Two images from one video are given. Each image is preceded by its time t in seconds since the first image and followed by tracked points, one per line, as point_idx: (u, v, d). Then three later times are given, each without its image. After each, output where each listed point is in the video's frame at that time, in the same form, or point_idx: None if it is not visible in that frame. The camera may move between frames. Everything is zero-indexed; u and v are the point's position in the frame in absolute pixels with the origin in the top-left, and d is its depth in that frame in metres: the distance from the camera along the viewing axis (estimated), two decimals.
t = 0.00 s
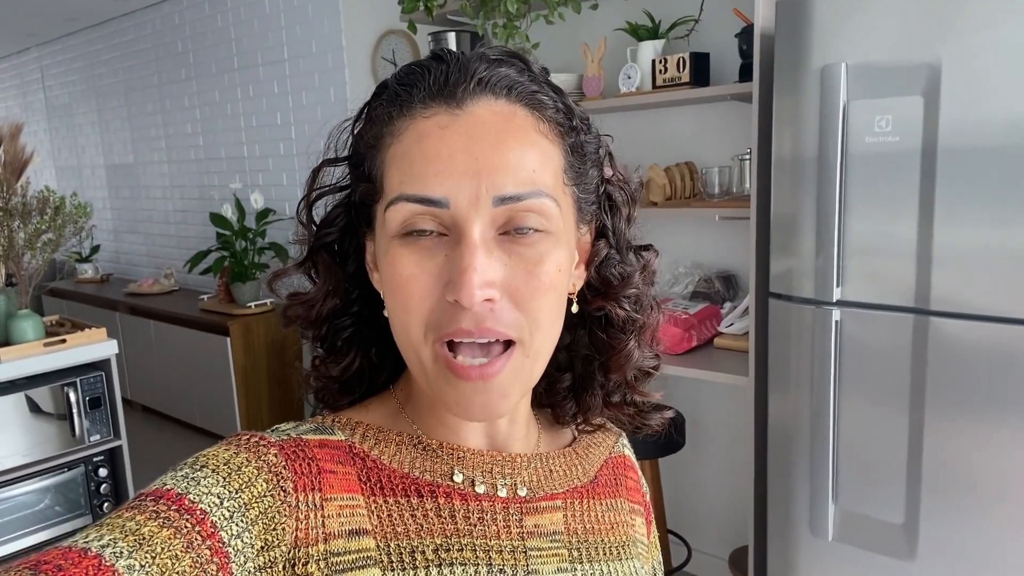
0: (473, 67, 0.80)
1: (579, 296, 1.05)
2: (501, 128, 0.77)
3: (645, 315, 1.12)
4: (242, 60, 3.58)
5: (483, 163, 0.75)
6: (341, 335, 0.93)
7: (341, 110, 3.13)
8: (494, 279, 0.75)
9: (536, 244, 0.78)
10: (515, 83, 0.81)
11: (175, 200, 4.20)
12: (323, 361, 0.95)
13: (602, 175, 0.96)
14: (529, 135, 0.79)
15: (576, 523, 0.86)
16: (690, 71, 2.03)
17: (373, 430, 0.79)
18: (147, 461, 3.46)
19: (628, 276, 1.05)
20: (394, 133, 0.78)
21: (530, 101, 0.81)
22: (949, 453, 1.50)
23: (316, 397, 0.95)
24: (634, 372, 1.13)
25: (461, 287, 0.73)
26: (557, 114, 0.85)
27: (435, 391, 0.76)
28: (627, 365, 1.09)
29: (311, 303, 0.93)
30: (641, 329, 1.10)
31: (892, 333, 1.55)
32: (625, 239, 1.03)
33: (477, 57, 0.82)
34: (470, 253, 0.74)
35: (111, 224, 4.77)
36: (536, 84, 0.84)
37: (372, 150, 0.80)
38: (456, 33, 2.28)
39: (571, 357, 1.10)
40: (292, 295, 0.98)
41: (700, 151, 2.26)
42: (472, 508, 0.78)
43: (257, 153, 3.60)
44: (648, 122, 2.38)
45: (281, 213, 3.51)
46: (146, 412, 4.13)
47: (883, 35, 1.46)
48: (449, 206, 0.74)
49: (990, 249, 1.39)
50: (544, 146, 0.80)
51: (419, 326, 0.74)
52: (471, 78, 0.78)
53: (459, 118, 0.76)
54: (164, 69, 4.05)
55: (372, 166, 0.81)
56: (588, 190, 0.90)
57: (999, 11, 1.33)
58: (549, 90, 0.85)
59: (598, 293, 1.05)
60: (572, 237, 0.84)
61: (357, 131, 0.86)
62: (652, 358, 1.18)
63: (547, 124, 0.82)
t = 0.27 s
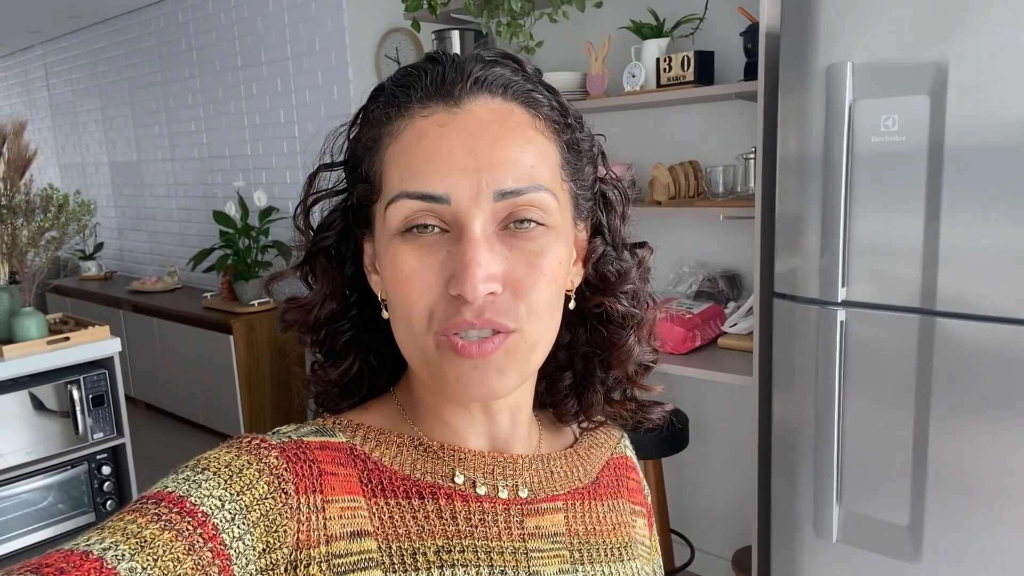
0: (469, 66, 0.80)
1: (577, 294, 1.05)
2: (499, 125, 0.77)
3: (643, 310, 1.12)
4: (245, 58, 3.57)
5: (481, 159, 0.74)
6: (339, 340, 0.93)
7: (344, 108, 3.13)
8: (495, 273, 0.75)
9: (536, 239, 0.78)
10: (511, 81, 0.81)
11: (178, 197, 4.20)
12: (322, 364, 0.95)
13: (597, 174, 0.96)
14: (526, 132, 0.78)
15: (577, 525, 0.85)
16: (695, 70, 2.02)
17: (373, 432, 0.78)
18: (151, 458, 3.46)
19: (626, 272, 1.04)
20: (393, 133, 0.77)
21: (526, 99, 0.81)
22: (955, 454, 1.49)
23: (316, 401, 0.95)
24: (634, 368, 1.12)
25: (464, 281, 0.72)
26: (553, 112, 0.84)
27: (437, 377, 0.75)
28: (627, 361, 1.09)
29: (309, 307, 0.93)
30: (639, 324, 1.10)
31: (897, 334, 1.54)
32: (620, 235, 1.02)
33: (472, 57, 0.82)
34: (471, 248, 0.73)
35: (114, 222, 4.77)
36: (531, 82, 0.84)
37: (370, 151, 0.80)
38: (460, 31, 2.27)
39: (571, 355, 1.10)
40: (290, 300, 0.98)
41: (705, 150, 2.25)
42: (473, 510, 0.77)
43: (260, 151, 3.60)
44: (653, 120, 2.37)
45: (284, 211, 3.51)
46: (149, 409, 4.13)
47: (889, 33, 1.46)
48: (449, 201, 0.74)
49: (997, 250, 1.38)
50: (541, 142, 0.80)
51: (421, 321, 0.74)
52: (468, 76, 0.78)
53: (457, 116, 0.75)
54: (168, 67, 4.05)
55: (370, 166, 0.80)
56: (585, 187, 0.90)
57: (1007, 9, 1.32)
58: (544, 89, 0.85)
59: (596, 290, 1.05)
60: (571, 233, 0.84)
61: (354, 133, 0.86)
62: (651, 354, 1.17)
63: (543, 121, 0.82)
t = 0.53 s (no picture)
0: (469, 62, 0.80)
1: (581, 293, 1.04)
2: (498, 117, 0.76)
3: (648, 312, 1.11)
4: (247, 59, 3.57)
5: (479, 148, 0.74)
6: (343, 340, 0.92)
7: (346, 109, 3.12)
8: (494, 262, 0.74)
9: (535, 229, 0.77)
10: (512, 77, 0.81)
11: (181, 198, 4.20)
12: (326, 366, 0.94)
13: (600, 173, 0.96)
14: (525, 123, 0.78)
15: (582, 525, 0.85)
16: (698, 68, 2.02)
17: (377, 431, 0.78)
18: (153, 459, 3.47)
19: (630, 272, 1.04)
20: (394, 129, 0.77)
21: (526, 93, 0.81)
22: (961, 455, 1.48)
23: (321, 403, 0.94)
24: (638, 370, 1.11)
25: (462, 269, 0.72)
26: (554, 107, 0.84)
27: (439, 374, 0.74)
28: (631, 361, 1.08)
29: (313, 307, 0.92)
30: (644, 325, 1.09)
31: (902, 333, 1.53)
32: (625, 236, 1.02)
33: (473, 55, 0.82)
34: (469, 236, 0.73)
35: (117, 223, 4.78)
36: (532, 78, 0.83)
37: (372, 150, 0.80)
38: (462, 31, 2.27)
39: (576, 357, 1.09)
40: (295, 301, 0.97)
41: (708, 149, 2.25)
42: (477, 509, 0.77)
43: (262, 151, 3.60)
44: (655, 120, 2.36)
45: (287, 211, 3.51)
46: (152, 410, 4.13)
47: (894, 31, 1.45)
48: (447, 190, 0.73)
49: (1003, 249, 1.38)
50: (540, 134, 0.79)
51: (419, 312, 0.73)
52: (467, 71, 0.78)
53: (456, 108, 0.75)
54: (170, 67, 4.05)
55: (373, 165, 0.80)
56: (586, 182, 0.89)
57: (1012, 7, 1.32)
58: (544, 85, 0.84)
59: (601, 290, 1.04)
60: (572, 227, 0.83)
61: (360, 137, 0.85)
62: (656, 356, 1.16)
63: (543, 114, 0.82)
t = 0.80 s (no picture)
0: (479, 58, 0.80)
1: (585, 295, 1.04)
2: (506, 112, 0.77)
3: (654, 316, 1.11)
4: (251, 66, 3.59)
5: (487, 141, 0.74)
6: (347, 339, 0.92)
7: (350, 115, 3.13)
8: (499, 256, 0.73)
9: (541, 224, 0.77)
10: (521, 74, 0.81)
11: (186, 205, 4.22)
12: (329, 365, 0.94)
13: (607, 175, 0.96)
14: (533, 120, 0.79)
15: (585, 532, 0.83)
16: (701, 73, 2.02)
17: (380, 430, 0.78)
18: (158, 466, 3.47)
19: (635, 274, 1.04)
20: (402, 122, 0.78)
21: (535, 91, 0.81)
22: (968, 460, 1.47)
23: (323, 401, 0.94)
24: (644, 373, 1.10)
25: (467, 261, 0.72)
26: (562, 106, 0.84)
27: (441, 368, 0.74)
28: (636, 363, 1.07)
29: (316, 304, 0.92)
30: (648, 328, 1.08)
31: (907, 336, 1.52)
32: (630, 238, 1.02)
33: (482, 52, 0.82)
34: (475, 229, 0.73)
35: (122, 230, 4.80)
36: (541, 77, 0.84)
37: (378, 143, 0.80)
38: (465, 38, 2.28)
39: (580, 359, 1.09)
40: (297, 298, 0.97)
41: (711, 153, 2.24)
42: (476, 510, 0.76)
43: (267, 158, 3.61)
44: (659, 125, 2.36)
45: (291, 218, 3.51)
46: (157, 417, 4.14)
47: (898, 34, 1.44)
48: (454, 182, 0.73)
49: (1009, 252, 1.37)
50: (547, 131, 0.80)
51: (423, 304, 0.73)
52: (477, 67, 0.79)
53: (464, 103, 0.76)
54: (175, 75, 4.07)
55: (378, 158, 0.80)
56: (592, 182, 0.89)
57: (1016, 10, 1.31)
58: (553, 84, 0.85)
59: (604, 291, 1.04)
60: (578, 225, 0.83)
61: (366, 136, 0.86)
62: (662, 359, 1.16)
63: (551, 113, 0.82)
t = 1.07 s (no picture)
0: (492, 58, 0.81)
1: (596, 293, 1.04)
2: (519, 116, 0.77)
3: (664, 311, 1.11)
4: (265, 70, 3.62)
5: (502, 147, 0.75)
6: (356, 336, 0.93)
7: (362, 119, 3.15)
8: (515, 262, 0.74)
9: (555, 229, 0.78)
10: (534, 74, 0.81)
11: (200, 208, 4.26)
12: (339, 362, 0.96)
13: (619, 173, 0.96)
14: (547, 123, 0.79)
15: (587, 547, 0.81)
16: (711, 77, 2.01)
17: (385, 427, 0.79)
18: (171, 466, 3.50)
19: (645, 272, 1.04)
20: (415, 123, 0.78)
21: (549, 91, 0.81)
22: (980, 466, 1.45)
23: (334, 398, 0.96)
24: (656, 369, 1.10)
25: (483, 270, 0.72)
26: (575, 106, 0.85)
27: (454, 371, 0.75)
28: (648, 360, 1.08)
29: (325, 301, 0.93)
30: (659, 324, 1.08)
31: (917, 341, 1.51)
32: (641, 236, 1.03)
33: (495, 50, 0.82)
34: (490, 236, 0.74)
35: (137, 232, 4.85)
36: (554, 76, 0.84)
37: (389, 142, 0.81)
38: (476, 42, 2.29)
39: (590, 354, 1.09)
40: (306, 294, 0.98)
41: (721, 157, 2.24)
42: (473, 515, 0.76)
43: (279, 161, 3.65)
44: (669, 128, 2.36)
45: (303, 220, 3.54)
46: (170, 417, 4.18)
47: (909, 37, 1.44)
48: (469, 189, 0.74)
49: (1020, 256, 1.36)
50: (561, 134, 0.80)
51: (436, 308, 0.74)
52: (490, 68, 0.79)
53: (478, 106, 0.76)
54: (190, 79, 4.11)
55: (389, 157, 0.81)
56: (605, 182, 0.89)
57: None
58: (566, 83, 0.85)
59: (615, 290, 1.04)
60: (591, 226, 0.83)
61: (373, 129, 0.87)
62: (674, 355, 1.15)
63: (565, 114, 0.82)
